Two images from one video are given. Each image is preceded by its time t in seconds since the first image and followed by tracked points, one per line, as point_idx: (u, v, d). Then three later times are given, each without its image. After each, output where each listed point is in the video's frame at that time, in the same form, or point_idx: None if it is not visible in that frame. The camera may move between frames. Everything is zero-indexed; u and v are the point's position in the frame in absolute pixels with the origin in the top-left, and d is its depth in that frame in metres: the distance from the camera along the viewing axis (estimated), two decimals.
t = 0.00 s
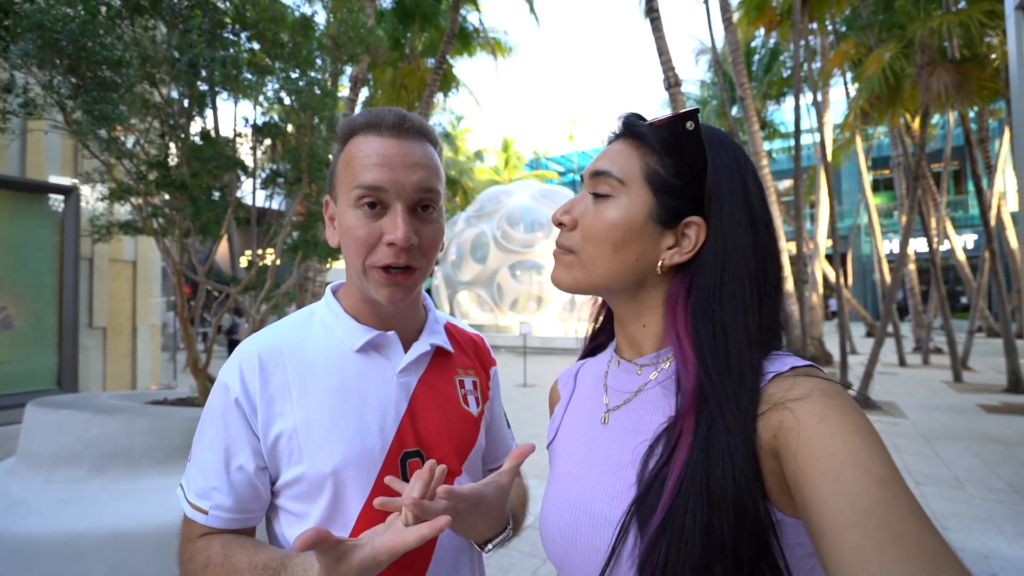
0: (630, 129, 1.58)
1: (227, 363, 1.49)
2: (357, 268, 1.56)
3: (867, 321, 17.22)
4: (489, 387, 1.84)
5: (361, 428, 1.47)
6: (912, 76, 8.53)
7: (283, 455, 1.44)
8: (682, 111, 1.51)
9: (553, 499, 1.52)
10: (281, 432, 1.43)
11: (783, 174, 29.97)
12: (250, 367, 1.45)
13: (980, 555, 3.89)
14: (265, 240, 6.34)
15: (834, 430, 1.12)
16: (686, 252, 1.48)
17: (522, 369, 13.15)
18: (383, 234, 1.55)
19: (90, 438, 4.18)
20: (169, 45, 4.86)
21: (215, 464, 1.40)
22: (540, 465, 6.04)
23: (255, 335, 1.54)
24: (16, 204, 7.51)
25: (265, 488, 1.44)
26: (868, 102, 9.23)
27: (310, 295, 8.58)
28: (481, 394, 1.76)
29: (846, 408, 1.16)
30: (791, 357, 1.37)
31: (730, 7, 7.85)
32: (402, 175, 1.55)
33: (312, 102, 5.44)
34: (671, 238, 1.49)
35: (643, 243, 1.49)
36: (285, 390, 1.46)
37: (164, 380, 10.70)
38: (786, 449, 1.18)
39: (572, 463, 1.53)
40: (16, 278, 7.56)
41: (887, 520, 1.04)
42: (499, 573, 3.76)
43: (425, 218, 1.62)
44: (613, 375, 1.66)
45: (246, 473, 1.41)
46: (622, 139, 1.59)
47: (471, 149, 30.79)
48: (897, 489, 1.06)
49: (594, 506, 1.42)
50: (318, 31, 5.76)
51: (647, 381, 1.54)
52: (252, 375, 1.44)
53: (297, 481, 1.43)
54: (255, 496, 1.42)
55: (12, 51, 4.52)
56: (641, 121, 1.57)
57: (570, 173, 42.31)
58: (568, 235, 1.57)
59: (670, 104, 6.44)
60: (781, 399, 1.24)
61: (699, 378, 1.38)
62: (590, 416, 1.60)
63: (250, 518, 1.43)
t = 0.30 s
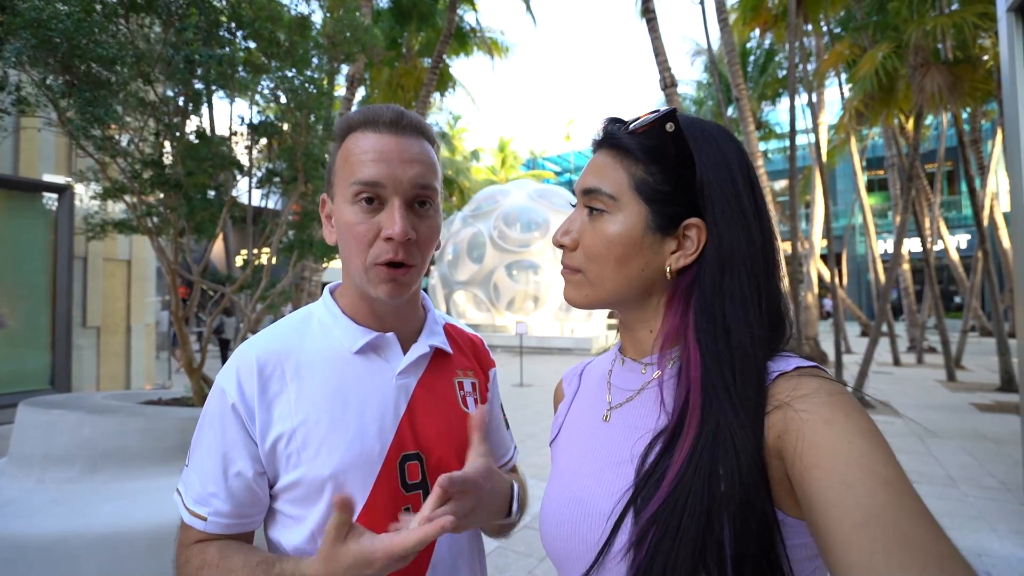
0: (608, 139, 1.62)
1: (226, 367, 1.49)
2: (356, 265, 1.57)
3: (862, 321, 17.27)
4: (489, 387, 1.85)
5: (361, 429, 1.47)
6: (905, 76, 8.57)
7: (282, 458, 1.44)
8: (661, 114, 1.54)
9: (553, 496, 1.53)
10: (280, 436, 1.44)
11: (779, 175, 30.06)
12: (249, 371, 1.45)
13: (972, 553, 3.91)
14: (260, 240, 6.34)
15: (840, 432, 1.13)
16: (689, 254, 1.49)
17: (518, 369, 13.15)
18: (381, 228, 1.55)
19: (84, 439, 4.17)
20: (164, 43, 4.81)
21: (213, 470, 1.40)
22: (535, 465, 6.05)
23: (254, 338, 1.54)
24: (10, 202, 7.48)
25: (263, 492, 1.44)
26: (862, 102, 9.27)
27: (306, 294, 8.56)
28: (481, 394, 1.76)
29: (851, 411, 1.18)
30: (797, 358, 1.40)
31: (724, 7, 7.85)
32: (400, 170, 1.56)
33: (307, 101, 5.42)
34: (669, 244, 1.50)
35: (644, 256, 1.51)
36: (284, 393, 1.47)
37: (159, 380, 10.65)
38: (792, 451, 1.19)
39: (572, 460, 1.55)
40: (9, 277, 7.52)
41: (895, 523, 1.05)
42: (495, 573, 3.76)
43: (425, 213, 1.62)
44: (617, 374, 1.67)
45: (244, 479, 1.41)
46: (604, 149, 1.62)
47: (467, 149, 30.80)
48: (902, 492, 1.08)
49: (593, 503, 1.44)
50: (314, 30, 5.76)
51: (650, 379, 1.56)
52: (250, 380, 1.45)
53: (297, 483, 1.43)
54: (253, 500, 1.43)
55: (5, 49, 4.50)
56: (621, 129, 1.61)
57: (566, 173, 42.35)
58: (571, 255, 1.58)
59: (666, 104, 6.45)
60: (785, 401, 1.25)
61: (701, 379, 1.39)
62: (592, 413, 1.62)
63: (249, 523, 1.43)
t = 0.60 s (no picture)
0: (625, 131, 1.63)
1: (197, 381, 1.44)
2: (378, 259, 1.60)
3: (859, 325, 17.30)
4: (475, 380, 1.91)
5: (359, 426, 1.46)
6: (903, 81, 8.60)
7: (274, 469, 1.42)
8: (677, 112, 1.54)
9: (555, 502, 1.53)
10: (268, 446, 1.41)
11: (777, 178, 30.13)
12: (226, 381, 1.41)
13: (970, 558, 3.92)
14: (258, 240, 6.34)
15: (840, 433, 1.14)
16: (692, 254, 1.51)
17: (516, 371, 13.15)
18: (407, 221, 1.63)
19: (81, 439, 4.16)
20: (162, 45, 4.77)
21: (194, 493, 1.34)
22: (533, 467, 6.04)
23: (224, 348, 1.49)
24: (8, 202, 7.46)
25: (253, 507, 1.41)
26: (860, 106, 9.31)
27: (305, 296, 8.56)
28: (470, 385, 1.83)
29: (851, 413, 1.18)
30: (795, 360, 1.41)
31: (723, 11, 7.86)
32: (414, 167, 1.65)
33: (306, 102, 5.42)
34: (674, 241, 1.52)
35: (647, 249, 1.51)
36: (271, 399, 1.44)
37: (156, 381, 10.63)
38: (792, 454, 1.20)
39: (572, 466, 1.55)
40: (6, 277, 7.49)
41: (900, 525, 1.06)
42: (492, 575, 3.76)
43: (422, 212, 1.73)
44: (614, 378, 1.67)
45: (232, 498, 1.36)
46: (618, 142, 1.63)
47: (466, 151, 30.81)
48: (906, 493, 1.08)
49: (593, 509, 1.43)
50: (313, 31, 5.78)
51: (649, 383, 1.56)
52: (232, 390, 1.41)
53: (295, 492, 1.41)
54: (242, 519, 1.39)
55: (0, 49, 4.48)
56: (634, 125, 1.63)
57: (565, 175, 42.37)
58: (573, 246, 1.60)
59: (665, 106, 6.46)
60: (785, 404, 1.26)
61: (701, 382, 1.39)
62: (589, 419, 1.62)
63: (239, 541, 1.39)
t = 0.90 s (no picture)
0: (625, 131, 1.62)
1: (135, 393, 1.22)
2: (303, 252, 1.45)
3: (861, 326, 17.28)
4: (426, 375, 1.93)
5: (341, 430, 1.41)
6: (907, 82, 8.59)
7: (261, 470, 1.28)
8: (679, 112, 1.55)
9: (556, 503, 1.53)
10: (254, 444, 1.27)
11: (778, 179, 30.11)
12: (186, 381, 1.25)
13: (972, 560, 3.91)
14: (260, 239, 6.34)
15: (846, 436, 1.13)
16: (699, 252, 1.51)
17: (518, 371, 13.14)
18: (335, 207, 1.47)
19: (82, 438, 4.16)
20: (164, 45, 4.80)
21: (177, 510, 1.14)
22: (535, 467, 6.03)
23: (161, 354, 1.31)
24: (10, 201, 7.47)
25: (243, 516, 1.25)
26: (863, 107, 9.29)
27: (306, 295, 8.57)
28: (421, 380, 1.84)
29: (856, 416, 1.18)
30: (798, 361, 1.42)
31: (726, 12, 7.86)
32: (347, 145, 1.48)
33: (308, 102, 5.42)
34: (680, 241, 1.52)
35: (653, 250, 1.51)
36: (243, 398, 1.32)
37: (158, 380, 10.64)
38: (796, 457, 1.20)
39: (574, 467, 1.55)
40: (8, 276, 7.50)
41: (903, 528, 1.05)
42: None
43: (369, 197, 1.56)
44: (615, 380, 1.66)
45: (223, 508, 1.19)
46: (619, 142, 1.63)
47: (467, 151, 30.83)
48: (909, 496, 1.08)
49: (596, 511, 1.43)
50: (316, 31, 5.80)
51: (651, 385, 1.55)
52: (195, 391, 1.26)
53: (283, 501, 1.29)
54: (233, 534, 1.21)
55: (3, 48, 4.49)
56: (634, 124, 1.63)
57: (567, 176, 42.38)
58: (577, 248, 1.58)
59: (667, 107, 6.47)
60: (789, 406, 1.26)
61: (705, 383, 1.40)
62: (592, 420, 1.62)
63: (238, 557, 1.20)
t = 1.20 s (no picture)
0: (631, 128, 1.62)
1: (130, 362, 1.14)
2: (279, 237, 1.44)
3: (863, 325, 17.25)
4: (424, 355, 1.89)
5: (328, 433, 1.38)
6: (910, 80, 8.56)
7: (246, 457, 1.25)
8: (689, 109, 1.55)
9: (555, 502, 1.52)
10: (250, 436, 1.25)
11: (780, 177, 30.06)
12: (183, 355, 1.19)
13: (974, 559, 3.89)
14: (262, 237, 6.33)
15: (846, 434, 1.13)
16: (710, 249, 1.51)
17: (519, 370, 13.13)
18: (304, 191, 1.43)
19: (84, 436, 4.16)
20: (165, 42, 4.79)
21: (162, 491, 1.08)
22: (536, 466, 6.02)
23: (156, 322, 1.24)
24: (12, 199, 7.47)
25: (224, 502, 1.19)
26: (866, 106, 9.27)
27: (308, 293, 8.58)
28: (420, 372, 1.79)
29: (856, 413, 1.17)
30: (800, 359, 1.41)
31: (729, 11, 7.85)
32: (325, 123, 1.44)
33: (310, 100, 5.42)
34: (692, 238, 1.52)
35: (666, 247, 1.50)
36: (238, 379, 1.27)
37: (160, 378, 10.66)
38: (796, 454, 1.19)
39: (574, 463, 1.54)
40: (10, 274, 7.50)
41: (900, 525, 1.04)
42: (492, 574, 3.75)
43: (355, 177, 1.50)
44: (617, 378, 1.65)
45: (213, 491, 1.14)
46: (626, 138, 1.62)
47: (469, 150, 30.82)
48: (907, 494, 1.06)
49: (597, 507, 1.42)
50: (317, 29, 5.79)
51: (654, 382, 1.54)
52: (191, 366, 1.20)
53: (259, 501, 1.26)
54: (215, 517, 1.15)
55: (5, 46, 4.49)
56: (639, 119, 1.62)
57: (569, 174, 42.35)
58: (589, 244, 1.56)
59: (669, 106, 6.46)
60: (790, 402, 1.25)
61: (710, 379, 1.39)
62: (592, 418, 1.61)
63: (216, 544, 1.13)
